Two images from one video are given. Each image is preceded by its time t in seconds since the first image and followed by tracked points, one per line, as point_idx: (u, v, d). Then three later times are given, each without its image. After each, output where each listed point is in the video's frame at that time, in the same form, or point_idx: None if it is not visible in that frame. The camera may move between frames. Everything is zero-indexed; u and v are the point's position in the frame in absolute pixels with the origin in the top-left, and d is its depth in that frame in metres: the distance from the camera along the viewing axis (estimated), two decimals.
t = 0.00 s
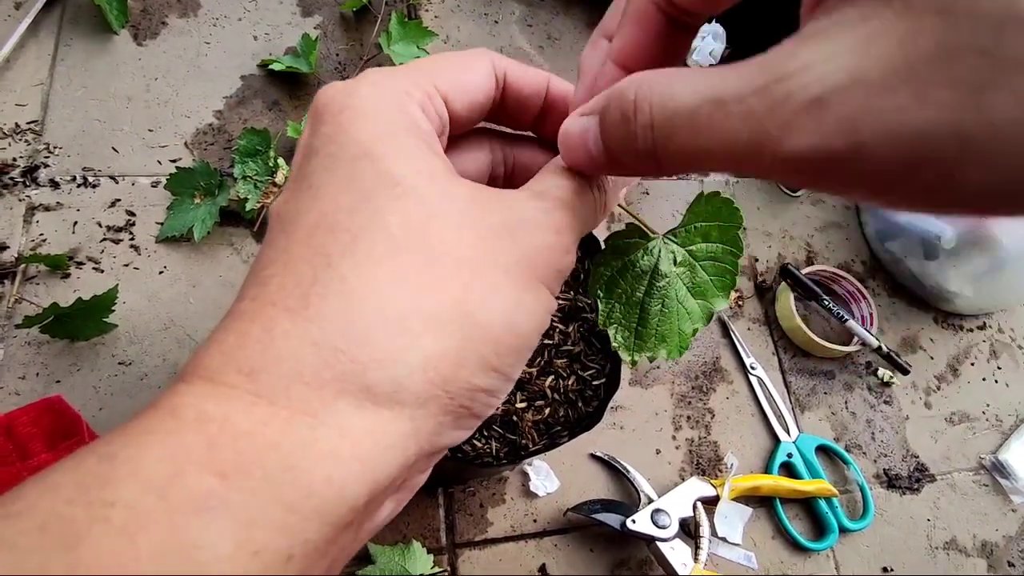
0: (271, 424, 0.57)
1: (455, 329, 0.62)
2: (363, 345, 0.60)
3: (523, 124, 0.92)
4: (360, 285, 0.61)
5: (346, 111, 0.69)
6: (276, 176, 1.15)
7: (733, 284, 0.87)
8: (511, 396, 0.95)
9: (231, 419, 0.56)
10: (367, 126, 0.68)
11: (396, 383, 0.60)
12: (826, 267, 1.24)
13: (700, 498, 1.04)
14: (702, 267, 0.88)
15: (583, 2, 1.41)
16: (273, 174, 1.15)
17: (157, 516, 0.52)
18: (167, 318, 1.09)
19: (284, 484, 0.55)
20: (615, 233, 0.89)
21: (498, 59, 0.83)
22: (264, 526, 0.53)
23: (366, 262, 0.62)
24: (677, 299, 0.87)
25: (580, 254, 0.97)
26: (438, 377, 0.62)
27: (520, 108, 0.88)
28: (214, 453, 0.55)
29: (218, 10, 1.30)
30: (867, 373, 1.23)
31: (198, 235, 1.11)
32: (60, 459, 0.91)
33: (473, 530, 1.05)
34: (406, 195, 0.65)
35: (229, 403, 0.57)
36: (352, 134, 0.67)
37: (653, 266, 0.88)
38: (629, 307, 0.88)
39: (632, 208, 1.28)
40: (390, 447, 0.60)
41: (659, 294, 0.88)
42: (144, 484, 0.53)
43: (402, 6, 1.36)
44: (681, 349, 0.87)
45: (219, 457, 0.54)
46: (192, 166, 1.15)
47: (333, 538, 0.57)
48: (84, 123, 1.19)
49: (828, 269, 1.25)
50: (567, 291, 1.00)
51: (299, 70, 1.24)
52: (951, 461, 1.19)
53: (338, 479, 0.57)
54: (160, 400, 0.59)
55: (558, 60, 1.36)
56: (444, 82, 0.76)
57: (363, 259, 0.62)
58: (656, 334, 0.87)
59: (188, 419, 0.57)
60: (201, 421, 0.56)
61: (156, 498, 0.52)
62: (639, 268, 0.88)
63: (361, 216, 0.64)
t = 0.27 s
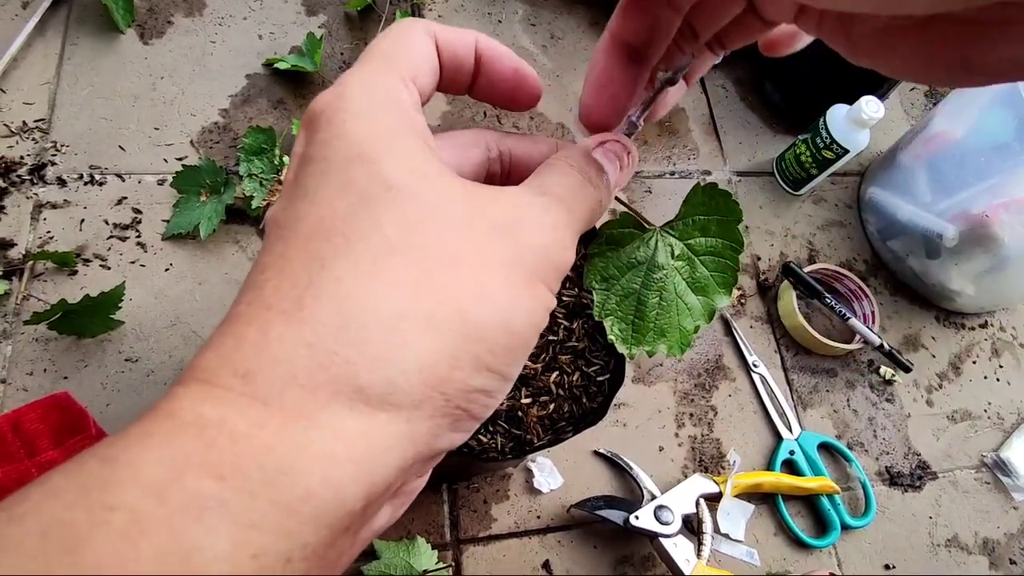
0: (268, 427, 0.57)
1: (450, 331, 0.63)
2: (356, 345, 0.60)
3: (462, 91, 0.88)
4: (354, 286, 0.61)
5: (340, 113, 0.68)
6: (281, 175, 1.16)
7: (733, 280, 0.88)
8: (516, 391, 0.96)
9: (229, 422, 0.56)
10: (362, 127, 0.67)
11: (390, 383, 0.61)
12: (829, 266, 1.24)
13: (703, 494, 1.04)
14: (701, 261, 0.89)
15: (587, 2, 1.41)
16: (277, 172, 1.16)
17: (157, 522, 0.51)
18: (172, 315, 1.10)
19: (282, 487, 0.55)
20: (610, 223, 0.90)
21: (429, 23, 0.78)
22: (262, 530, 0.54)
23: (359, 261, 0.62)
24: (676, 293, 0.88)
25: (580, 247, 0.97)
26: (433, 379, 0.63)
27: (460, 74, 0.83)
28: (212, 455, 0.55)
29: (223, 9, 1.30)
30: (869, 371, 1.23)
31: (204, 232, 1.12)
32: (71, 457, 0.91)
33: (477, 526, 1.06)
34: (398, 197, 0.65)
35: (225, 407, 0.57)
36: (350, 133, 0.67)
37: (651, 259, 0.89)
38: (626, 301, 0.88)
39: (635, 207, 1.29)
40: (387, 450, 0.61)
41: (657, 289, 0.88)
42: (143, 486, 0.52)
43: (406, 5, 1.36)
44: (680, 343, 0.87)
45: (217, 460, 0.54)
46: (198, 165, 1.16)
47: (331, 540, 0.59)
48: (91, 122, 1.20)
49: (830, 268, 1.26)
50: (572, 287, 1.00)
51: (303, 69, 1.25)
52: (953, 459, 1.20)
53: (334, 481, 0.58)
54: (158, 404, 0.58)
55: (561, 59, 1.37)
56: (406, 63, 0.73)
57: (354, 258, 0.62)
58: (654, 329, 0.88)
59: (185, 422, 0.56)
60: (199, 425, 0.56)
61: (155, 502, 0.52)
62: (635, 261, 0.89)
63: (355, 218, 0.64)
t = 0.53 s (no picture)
0: (268, 444, 0.56)
1: (454, 353, 0.61)
2: (357, 367, 0.59)
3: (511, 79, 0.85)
4: (357, 301, 0.60)
5: (359, 115, 0.67)
6: (281, 175, 1.16)
7: (732, 296, 0.87)
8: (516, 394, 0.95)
9: (225, 437, 0.56)
10: (377, 131, 0.66)
11: (386, 407, 0.59)
12: (829, 267, 1.24)
13: (704, 496, 1.04)
14: (702, 276, 0.88)
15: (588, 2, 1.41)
16: (278, 174, 1.16)
17: (156, 538, 0.52)
18: (173, 316, 1.10)
19: (280, 504, 0.55)
20: (614, 237, 0.89)
21: (491, 7, 0.76)
22: (261, 552, 0.54)
23: (361, 280, 0.61)
24: (675, 307, 0.88)
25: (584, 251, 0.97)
26: (432, 404, 0.61)
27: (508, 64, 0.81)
28: (211, 471, 0.55)
29: (224, 10, 1.30)
30: (870, 373, 1.23)
31: (205, 233, 1.12)
32: (72, 463, 0.91)
33: (478, 528, 1.06)
34: (410, 206, 0.63)
35: (222, 421, 0.57)
36: (358, 138, 0.66)
37: (652, 272, 0.88)
38: (624, 313, 0.88)
39: (635, 208, 1.29)
40: (386, 470, 0.60)
41: (656, 301, 0.88)
42: (142, 502, 0.53)
43: (406, 6, 1.36)
44: (677, 357, 0.86)
45: (214, 477, 0.54)
46: (199, 166, 1.16)
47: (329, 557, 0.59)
48: (92, 124, 1.20)
49: (831, 269, 1.25)
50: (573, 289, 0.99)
51: (304, 70, 1.25)
52: (955, 461, 1.19)
53: (333, 502, 0.57)
54: (157, 413, 0.58)
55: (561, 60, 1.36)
56: (448, 56, 0.71)
57: (360, 275, 0.61)
58: (651, 342, 0.87)
59: (184, 436, 0.56)
60: (198, 438, 0.56)
61: (154, 519, 0.52)
62: (635, 273, 0.88)
63: (364, 226, 0.63)
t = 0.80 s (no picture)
0: (264, 443, 0.56)
1: (448, 358, 0.61)
2: (352, 369, 0.58)
3: (502, 90, 0.85)
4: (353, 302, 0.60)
5: (360, 118, 0.67)
6: (281, 178, 1.16)
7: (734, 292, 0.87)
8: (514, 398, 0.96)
9: (220, 436, 0.56)
10: (378, 134, 0.66)
11: (383, 409, 0.59)
12: (829, 269, 1.24)
13: (703, 499, 1.04)
14: (701, 273, 0.88)
15: (587, 4, 1.41)
16: (277, 176, 1.16)
17: (147, 533, 0.52)
18: (172, 319, 1.10)
19: (273, 503, 0.55)
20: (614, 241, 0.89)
21: (480, 19, 0.76)
22: (254, 549, 0.54)
23: (359, 282, 0.61)
24: (676, 306, 0.88)
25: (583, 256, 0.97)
26: (427, 407, 0.60)
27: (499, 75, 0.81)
28: (203, 468, 0.55)
29: (224, 12, 1.30)
30: (871, 375, 1.23)
31: (204, 236, 1.12)
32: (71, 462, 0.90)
33: (477, 531, 1.06)
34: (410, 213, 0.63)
35: (216, 419, 0.56)
36: (363, 140, 0.66)
37: (653, 273, 0.89)
38: (627, 314, 0.88)
39: (635, 210, 1.28)
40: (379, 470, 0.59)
41: (658, 301, 0.88)
42: (134, 497, 0.53)
43: (406, 8, 1.36)
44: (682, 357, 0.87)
45: (208, 474, 0.54)
46: (198, 168, 1.16)
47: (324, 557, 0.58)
48: (91, 126, 1.20)
49: (831, 271, 1.25)
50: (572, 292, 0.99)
51: (303, 72, 1.25)
52: (955, 463, 1.19)
53: (325, 499, 0.57)
54: (153, 412, 0.58)
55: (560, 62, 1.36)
56: (445, 65, 0.71)
57: (360, 277, 0.61)
58: (655, 342, 0.87)
59: (178, 433, 0.56)
60: (191, 436, 0.56)
61: (146, 513, 0.52)
62: (634, 274, 0.88)
63: (363, 229, 0.63)
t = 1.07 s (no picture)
0: (236, 430, 0.56)
1: (421, 341, 0.61)
2: (325, 353, 0.59)
3: (475, 83, 0.85)
4: (331, 296, 0.60)
5: (348, 118, 0.67)
6: (281, 181, 1.16)
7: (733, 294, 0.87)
8: (515, 402, 0.95)
9: (199, 425, 0.56)
10: (364, 133, 0.66)
11: (352, 398, 0.59)
12: (832, 270, 1.23)
13: (705, 502, 1.03)
14: (700, 275, 0.88)
15: (588, 5, 1.41)
16: (278, 179, 1.16)
17: (127, 525, 0.51)
18: (173, 321, 1.10)
19: (250, 492, 0.55)
20: (609, 244, 0.88)
21: (444, 14, 0.76)
22: (234, 537, 0.53)
23: (334, 271, 0.61)
24: (674, 309, 0.88)
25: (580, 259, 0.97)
26: (401, 396, 0.60)
27: (471, 70, 0.81)
28: (182, 458, 0.54)
29: (225, 14, 1.30)
30: (873, 377, 1.22)
31: (205, 238, 1.12)
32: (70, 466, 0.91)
33: (477, 533, 1.06)
34: (389, 205, 0.63)
35: (195, 407, 0.56)
36: (352, 138, 0.66)
37: (650, 276, 0.88)
38: (624, 318, 0.88)
39: (636, 212, 1.28)
40: (349, 463, 0.59)
41: (655, 304, 0.88)
42: (113, 489, 0.53)
43: (408, 9, 1.36)
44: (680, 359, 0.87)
45: (188, 461, 0.54)
46: (199, 170, 1.15)
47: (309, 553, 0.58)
48: (93, 129, 1.20)
49: (833, 272, 1.24)
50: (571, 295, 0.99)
51: (305, 74, 1.25)
52: (958, 466, 1.19)
53: (304, 487, 0.56)
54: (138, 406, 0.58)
55: (561, 64, 1.36)
56: (420, 61, 0.71)
57: (338, 268, 0.61)
58: (652, 345, 0.87)
59: (160, 423, 0.56)
60: (172, 427, 0.55)
61: (128, 504, 0.52)
62: (632, 277, 0.88)
63: (337, 222, 0.63)
